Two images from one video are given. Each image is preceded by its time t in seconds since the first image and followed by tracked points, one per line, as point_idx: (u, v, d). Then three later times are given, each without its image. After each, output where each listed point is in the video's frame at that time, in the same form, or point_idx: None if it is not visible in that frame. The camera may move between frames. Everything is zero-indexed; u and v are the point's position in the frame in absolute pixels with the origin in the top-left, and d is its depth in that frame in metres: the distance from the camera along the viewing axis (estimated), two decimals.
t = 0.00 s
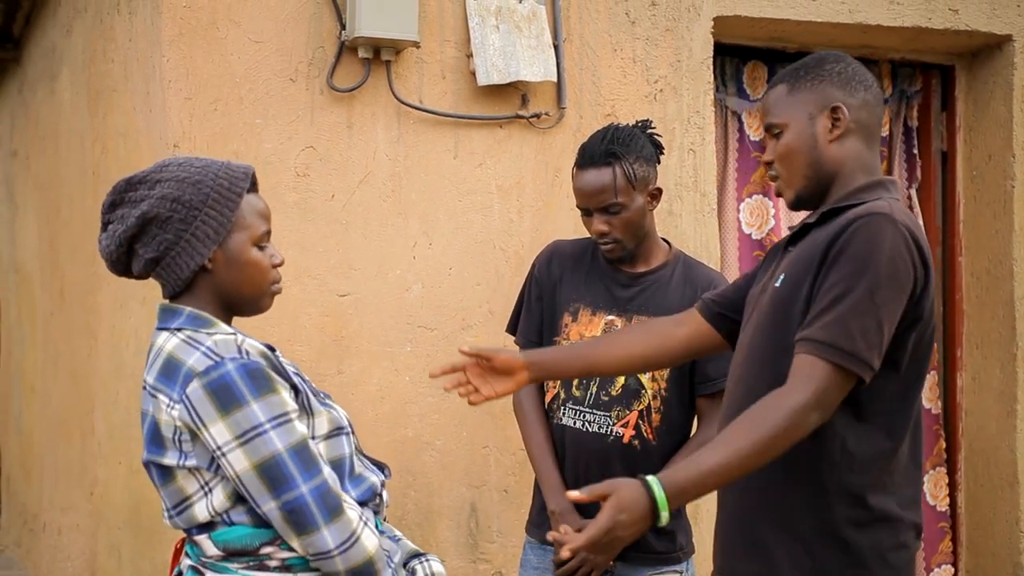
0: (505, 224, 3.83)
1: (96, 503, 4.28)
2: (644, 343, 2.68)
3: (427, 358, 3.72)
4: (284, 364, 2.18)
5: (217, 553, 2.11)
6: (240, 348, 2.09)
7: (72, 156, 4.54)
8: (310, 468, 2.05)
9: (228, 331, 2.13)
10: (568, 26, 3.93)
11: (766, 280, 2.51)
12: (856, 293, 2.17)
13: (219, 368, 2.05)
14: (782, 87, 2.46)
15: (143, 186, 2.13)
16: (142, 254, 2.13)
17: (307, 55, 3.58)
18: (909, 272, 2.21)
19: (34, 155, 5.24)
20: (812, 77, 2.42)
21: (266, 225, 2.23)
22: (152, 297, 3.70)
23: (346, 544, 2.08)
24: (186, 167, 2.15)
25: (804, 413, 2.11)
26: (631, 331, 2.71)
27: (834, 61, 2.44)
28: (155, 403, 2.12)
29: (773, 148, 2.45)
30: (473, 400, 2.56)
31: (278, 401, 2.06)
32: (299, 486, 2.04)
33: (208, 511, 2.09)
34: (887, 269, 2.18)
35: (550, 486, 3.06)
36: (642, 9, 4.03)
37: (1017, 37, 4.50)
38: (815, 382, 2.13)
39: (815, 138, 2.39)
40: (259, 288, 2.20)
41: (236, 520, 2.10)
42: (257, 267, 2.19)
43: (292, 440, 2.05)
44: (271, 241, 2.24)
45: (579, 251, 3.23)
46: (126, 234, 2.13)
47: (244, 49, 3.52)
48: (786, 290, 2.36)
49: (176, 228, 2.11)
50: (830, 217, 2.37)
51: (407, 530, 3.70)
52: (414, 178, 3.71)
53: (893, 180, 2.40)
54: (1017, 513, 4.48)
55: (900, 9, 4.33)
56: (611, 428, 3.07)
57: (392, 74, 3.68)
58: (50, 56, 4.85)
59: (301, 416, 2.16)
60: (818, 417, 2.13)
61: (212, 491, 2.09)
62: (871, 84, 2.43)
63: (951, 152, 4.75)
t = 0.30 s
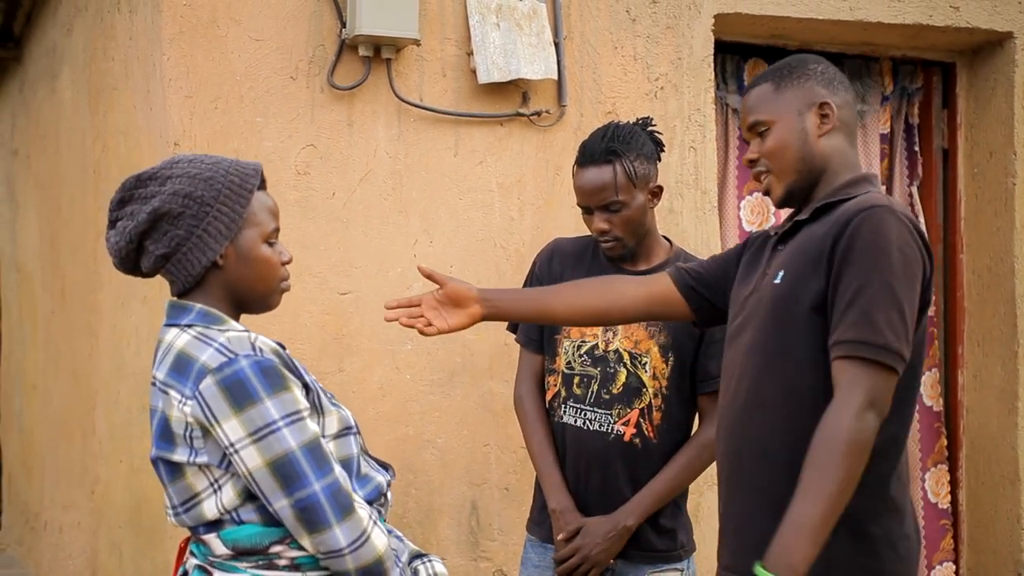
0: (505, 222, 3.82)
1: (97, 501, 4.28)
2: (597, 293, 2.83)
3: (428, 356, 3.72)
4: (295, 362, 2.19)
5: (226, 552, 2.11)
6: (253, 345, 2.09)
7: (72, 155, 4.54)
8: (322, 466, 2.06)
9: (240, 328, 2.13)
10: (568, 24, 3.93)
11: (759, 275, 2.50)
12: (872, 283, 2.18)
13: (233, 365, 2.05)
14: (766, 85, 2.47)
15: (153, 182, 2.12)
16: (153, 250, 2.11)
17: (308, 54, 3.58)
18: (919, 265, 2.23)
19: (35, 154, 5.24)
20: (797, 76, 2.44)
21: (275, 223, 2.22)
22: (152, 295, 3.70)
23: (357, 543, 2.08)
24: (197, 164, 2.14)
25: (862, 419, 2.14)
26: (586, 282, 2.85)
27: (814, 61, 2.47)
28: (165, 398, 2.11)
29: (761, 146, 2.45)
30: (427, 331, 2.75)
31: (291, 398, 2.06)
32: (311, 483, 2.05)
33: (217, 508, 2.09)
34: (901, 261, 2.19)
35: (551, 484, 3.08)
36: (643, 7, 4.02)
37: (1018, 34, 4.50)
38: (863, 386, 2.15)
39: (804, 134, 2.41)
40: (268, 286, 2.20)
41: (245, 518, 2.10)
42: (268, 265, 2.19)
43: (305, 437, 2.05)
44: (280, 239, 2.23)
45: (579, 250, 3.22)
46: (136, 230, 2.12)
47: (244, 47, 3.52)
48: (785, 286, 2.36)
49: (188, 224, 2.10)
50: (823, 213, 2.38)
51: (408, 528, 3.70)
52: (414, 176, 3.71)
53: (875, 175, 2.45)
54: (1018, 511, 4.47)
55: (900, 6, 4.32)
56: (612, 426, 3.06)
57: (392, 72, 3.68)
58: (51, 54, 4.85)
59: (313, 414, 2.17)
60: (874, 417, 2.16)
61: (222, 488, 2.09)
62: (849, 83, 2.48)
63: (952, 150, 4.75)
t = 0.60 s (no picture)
0: (503, 223, 3.82)
1: (94, 501, 4.28)
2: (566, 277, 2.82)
3: (426, 357, 3.72)
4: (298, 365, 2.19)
5: (231, 554, 2.11)
6: (257, 349, 2.09)
7: (69, 155, 4.54)
8: (327, 469, 2.06)
9: (242, 332, 2.13)
10: (565, 25, 3.93)
11: (744, 274, 2.49)
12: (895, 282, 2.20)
13: (236, 368, 2.04)
14: (740, 92, 2.52)
15: (161, 180, 2.11)
16: (158, 248, 2.10)
17: (305, 54, 3.58)
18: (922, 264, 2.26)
19: (32, 154, 5.23)
20: (772, 84, 2.51)
21: (279, 226, 2.23)
22: (149, 296, 3.70)
23: (362, 545, 2.09)
24: (206, 164, 2.13)
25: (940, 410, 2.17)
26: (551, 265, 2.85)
27: (786, 69, 2.55)
28: (167, 401, 2.10)
29: (738, 152, 2.49)
30: (398, 290, 2.71)
31: (295, 401, 2.06)
32: (316, 486, 2.05)
33: (221, 511, 2.08)
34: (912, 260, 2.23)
35: (549, 485, 3.08)
36: (640, 7, 4.02)
37: (1015, 36, 4.51)
38: (926, 380, 2.18)
39: (781, 141, 2.47)
40: (271, 289, 2.21)
41: (249, 521, 2.10)
42: (270, 268, 2.19)
43: (309, 440, 2.06)
44: (283, 243, 2.24)
45: (577, 250, 3.22)
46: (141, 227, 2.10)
47: (241, 48, 3.51)
48: (782, 288, 2.36)
49: (195, 224, 2.09)
50: (808, 216, 2.41)
51: (405, 528, 3.70)
52: (412, 176, 3.71)
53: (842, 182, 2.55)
54: (1015, 512, 4.48)
55: (897, 7, 4.33)
56: (610, 427, 3.06)
57: (389, 73, 3.68)
58: (48, 54, 4.85)
59: (316, 416, 2.17)
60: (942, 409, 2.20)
61: (226, 492, 2.08)
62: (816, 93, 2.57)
63: (949, 150, 4.76)
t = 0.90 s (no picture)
0: (502, 221, 3.82)
1: (93, 500, 4.28)
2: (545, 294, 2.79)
3: (425, 355, 3.71)
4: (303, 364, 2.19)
5: (240, 554, 2.11)
6: (264, 349, 2.09)
7: (68, 153, 4.53)
8: (335, 469, 2.07)
9: (248, 331, 2.12)
10: (565, 23, 3.93)
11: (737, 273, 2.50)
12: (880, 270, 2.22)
13: (244, 369, 2.04)
14: (769, 89, 2.49)
15: (161, 179, 2.10)
16: (160, 248, 2.10)
17: (304, 52, 3.58)
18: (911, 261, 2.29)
19: (30, 152, 5.23)
20: (796, 88, 2.51)
21: (279, 222, 2.23)
22: (147, 293, 3.70)
23: (371, 544, 2.10)
24: (205, 162, 2.13)
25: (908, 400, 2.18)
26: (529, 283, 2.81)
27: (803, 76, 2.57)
28: (172, 402, 2.10)
29: (758, 151, 2.47)
30: (378, 322, 2.64)
31: (303, 401, 2.06)
32: (325, 486, 2.05)
33: (229, 512, 2.08)
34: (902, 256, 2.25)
35: (548, 483, 3.08)
36: (639, 6, 4.02)
37: (1014, 34, 4.51)
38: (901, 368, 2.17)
39: (799, 149, 2.49)
40: (273, 286, 2.21)
41: (258, 522, 2.10)
42: (271, 264, 2.19)
43: (317, 440, 2.06)
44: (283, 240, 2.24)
45: (577, 248, 3.22)
46: (142, 227, 2.09)
47: (241, 46, 3.51)
48: (780, 287, 2.37)
49: (197, 223, 2.09)
50: (803, 214, 2.43)
51: (405, 527, 3.70)
52: (411, 175, 3.71)
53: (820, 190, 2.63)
54: (1014, 510, 4.48)
55: (896, 5, 4.33)
56: (609, 425, 3.06)
57: (388, 71, 3.67)
58: (46, 52, 4.84)
59: (322, 416, 2.17)
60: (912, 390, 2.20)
61: (234, 492, 2.08)
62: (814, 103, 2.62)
63: (948, 149, 4.76)
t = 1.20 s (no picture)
0: (502, 221, 3.82)
1: (93, 500, 4.28)
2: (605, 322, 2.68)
3: (425, 355, 3.71)
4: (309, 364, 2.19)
5: (248, 554, 2.11)
6: (272, 349, 2.09)
7: (69, 152, 4.53)
8: (344, 469, 2.07)
9: (253, 331, 2.13)
10: (565, 23, 3.93)
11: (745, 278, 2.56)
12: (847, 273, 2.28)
13: (253, 369, 2.04)
14: (773, 102, 2.47)
15: (166, 179, 2.10)
16: (164, 248, 2.09)
17: (305, 52, 3.58)
18: (893, 275, 2.32)
19: (30, 151, 5.23)
20: (806, 100, 2.46)
21: (282, 222, 2.23)
22: (147, 293, 3.69)
23: (379, 543, 2.11)
24: (209, 162, 2.13)
25: (795, 379, 2.17)
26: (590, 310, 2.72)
27: (822, 86, 2.49)
28: (179, 402, 2.09)
29: (755, 163, 2.47)
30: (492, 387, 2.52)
31: (311, 401, 2.07)
32: (334, 486, 2.05)
33: (237, 512, 2.08)
34: (879, 270, 2.30)
35: (548, 483, 3.07)
36: (640, 6, 4.02)
37: (1015, 34, 4.51)
38: (809, 350, 2.20)
39: (801, 163, 2.46)
40: (277, 286, 2.21)
41: (265, 521, 2.10)
42: (276, 264, 2.19)
43: (326, 440, 2.06)
44: (286, 239, 2.24)
45: (578, 248, 3.23)
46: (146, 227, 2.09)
47: (242, 45, 3.51)
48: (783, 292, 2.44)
49: (202, 223, 2.09)
50: (815, 223, 2.45)
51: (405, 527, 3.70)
52: (412, 174, 3.71)
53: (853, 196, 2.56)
54: (1014, 510, 4.48)
55: (897, 5, 4.33)
56: (610, 425, 3.07)
57: (389, 71, 3.67)
58: (47, 52, 4.84)
59: (329, 415, 2.17)
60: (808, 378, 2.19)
61: (242, 492, 2.08)
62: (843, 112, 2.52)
63: (948, 149, 4.76)
